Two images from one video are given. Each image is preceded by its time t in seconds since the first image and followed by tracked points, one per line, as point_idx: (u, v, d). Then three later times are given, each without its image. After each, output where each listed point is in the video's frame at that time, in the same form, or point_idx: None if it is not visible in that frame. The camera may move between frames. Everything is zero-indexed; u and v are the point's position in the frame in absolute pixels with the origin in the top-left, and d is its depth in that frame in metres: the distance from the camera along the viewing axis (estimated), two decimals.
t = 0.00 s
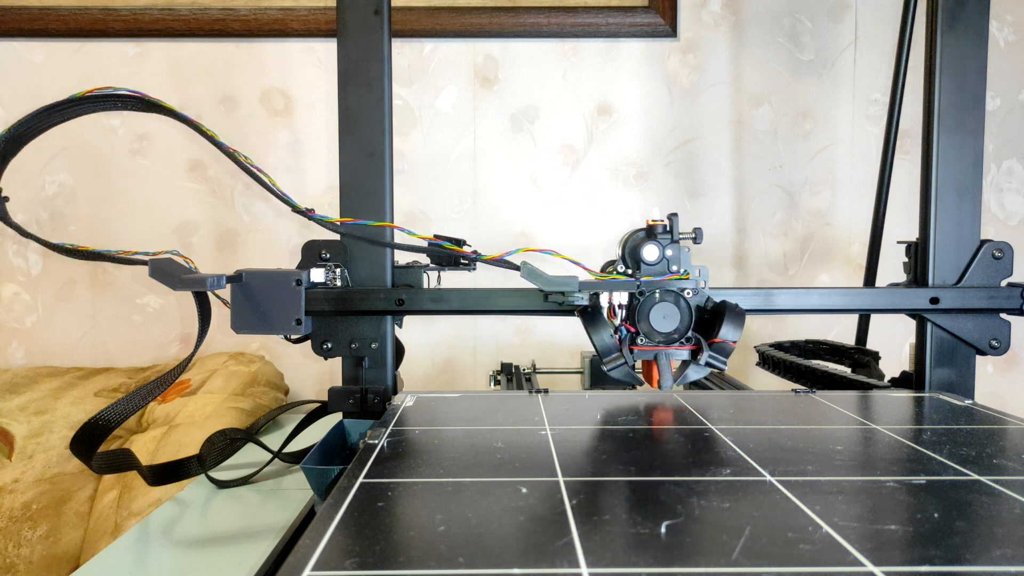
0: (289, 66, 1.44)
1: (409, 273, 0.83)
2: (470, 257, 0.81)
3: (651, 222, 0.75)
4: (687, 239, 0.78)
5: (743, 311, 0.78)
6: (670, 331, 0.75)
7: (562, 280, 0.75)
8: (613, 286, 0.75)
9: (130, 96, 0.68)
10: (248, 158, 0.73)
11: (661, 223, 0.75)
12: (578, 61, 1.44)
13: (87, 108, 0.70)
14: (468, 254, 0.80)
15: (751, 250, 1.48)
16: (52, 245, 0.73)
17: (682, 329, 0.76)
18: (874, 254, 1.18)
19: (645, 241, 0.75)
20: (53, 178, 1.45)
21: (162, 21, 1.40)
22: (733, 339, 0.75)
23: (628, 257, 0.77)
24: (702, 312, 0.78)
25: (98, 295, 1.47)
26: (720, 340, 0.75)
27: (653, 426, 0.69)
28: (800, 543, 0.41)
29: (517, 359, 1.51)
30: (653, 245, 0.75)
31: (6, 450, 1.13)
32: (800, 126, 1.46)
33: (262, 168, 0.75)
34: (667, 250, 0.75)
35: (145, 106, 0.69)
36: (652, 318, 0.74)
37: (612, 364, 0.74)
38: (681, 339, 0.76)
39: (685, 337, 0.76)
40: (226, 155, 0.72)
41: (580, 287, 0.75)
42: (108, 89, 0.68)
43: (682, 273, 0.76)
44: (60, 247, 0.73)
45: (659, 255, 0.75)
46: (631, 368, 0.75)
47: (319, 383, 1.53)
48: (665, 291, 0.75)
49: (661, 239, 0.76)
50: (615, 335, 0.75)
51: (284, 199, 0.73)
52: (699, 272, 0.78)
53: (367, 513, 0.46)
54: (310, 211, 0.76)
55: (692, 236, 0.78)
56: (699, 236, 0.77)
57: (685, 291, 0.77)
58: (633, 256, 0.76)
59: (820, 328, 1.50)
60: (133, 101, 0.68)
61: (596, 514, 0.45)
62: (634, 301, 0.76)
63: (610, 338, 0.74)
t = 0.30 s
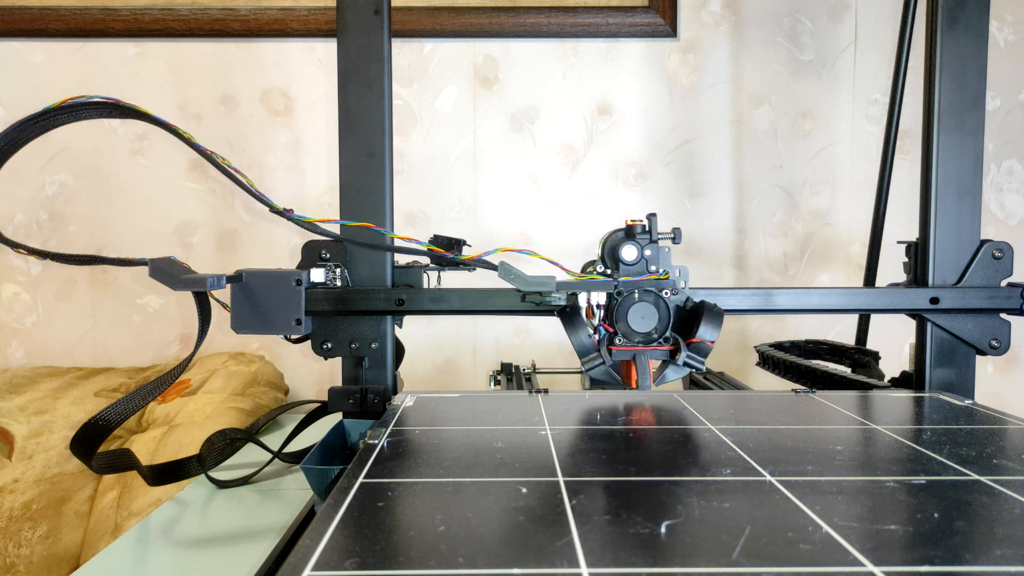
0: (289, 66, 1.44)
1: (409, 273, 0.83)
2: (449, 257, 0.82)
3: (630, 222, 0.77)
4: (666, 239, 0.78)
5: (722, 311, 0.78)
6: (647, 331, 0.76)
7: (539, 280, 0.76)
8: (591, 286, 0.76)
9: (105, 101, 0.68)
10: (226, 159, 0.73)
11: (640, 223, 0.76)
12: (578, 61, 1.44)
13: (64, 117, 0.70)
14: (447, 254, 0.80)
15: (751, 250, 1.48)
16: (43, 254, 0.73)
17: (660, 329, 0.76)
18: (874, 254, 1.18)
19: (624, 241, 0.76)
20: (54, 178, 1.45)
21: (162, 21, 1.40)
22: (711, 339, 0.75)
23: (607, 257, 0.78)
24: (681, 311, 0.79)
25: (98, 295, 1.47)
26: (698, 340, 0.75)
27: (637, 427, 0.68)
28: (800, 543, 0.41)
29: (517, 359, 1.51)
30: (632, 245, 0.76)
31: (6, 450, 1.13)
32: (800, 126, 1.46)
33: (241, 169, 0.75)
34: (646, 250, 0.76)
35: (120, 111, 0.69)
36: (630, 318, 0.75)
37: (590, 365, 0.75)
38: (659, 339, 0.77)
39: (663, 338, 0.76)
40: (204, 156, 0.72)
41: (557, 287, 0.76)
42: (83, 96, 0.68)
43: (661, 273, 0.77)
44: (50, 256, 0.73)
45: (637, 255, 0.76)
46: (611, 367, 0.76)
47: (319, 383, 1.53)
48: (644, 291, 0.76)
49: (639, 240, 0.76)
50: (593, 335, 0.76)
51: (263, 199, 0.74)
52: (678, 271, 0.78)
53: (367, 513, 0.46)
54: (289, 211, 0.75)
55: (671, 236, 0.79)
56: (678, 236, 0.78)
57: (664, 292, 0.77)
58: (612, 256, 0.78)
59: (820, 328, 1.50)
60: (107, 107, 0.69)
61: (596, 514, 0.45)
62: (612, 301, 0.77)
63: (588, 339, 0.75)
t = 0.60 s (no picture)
0: (289, 66, 1.44)
1: (409, 273, 0.83)
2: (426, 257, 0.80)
3: (609, 223, 0.78)
4: (646, 239, 0.79)
5: (701, 311, 0.79)
6: (626, 331, 0.77)
7: (518, 281, 0.77)
8: (568, 286, 0.77)
9: (75, 112, 0.67)
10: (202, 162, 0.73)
11: (619, 223, 0.77)
12: (578, 61, 1.44)
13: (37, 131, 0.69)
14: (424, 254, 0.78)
15: (751, 251, 1.48)
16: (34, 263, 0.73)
17: (638, 330, 0.77)
18: (874, 254, 1.18)
19: (603, 241, 0.77)
20: (54, 178, 1.45)
21: (162, 21, 1.40)
22: (688, 339, 0.76)
23: (587, 257, 0.79)
24: (659, 311, 0.79)
25: (98, 295, 1.48)
26: (676, 340, 0.76)
27: (616, 427, 0.69)
28: (800, 543, 0.41)
29: (517, 359, 1.51)
30: (610, 245, 0.76)
31: (6, 450, 1.13)
32: (800, 126, 1.45)
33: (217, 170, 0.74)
34: (625, 250, 0.77)
35: (93, 120, 0.69)
36: (608, 318, 0.76)
37: (569, 364, 0.77)
38: (638, 339, 0.77)
39: (642, 338, 0.77)
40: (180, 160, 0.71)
41: (535, 287, 0.77)
42: (54, 109, 0.66)
43: (640, 273, 0.78)
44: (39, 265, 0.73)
45: (615, 255, 0.77)
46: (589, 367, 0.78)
47: (318, 384, 1.53)
48: (622, 291, 0.76)
49: (618, 240, 0.77)
50: (572, 336, 0.78)
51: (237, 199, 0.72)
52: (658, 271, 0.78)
53: (367, 513, 0.46)
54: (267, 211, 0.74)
55: (651, 237, 0.79)
56: (658, 236, 0.78)
57: (643, 292, 0.77)
58: (590, 255, 0.78)
59: (820, 328, 1.50)
60: (80, 117, 0.68)
61: (596, 514, 0.45)
62: (590, 301, 0.77)
63: (566, 339, 0.77)
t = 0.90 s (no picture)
0: (289, 66, 1.44)
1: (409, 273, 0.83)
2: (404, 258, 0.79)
3: (588, 223, 0.78)
4: (625, 239, 0.79)
5: (679, 311, 0.79)
6: (604, 331, 0.77)
7: (495, 281, 0.76)
8: (546, 287, 0.77)
9: (42, 126, 0.63)
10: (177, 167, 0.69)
11: (598, 223, 0.77)
12: (579, 62, 1.44)
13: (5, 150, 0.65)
14: (401, 254, 0.77)
15: (751, 251, 1.48)
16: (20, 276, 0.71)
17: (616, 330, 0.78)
18: (874, 254, 1.18)
19: (582, 241, 0.78)
20: (54, 178, 1.45)
21: (162, 21, 1.40)
22: (666, 339, 0.76)
23: (566, 257, 0.80)
24: (639, 310, 0.80)
25: (98, 295, 1.48)
26: (654, 340, 0.77)
27: (598, 428, 0.68)
28: (800, 543, 0.41)
29: (517, 359, 1.51)
30: (589, 245, 0.77)
31: (6, 449, 1.13)
32: (800, 126, 1.46)
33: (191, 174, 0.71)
34: (603, 251, 0.78)
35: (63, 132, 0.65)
36: (586, 318, 0.77)
37: (547, 364, 0.77)
38: (616, 340, 0.78)
39: (619, 338, 0.78)
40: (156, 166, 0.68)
41: (512, 288, 0.76)
42: (22, 126, 0.63)
43: (619, 273, 0.78)
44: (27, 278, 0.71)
45: (594, 255, 0.78)
46: (568, 367, 0.78)
47: (318, 384, 1.53)
48: (601, 291, 0.77)
49: (597, 240, 0.78)
50: (550, 335, 0.78)
51: (212, 203, 0.69)
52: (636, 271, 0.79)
53: (367, 513, 0.46)
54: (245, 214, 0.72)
55: (630, 237, 0.79)
56: (637, 236, 0.78)
57: (620, 292, 0.78)
58: (570, 255, 0.79)
59: (820, 328, 1.50)
60: (49, 131, 0.64)
61: (596, 514, 0.45)
62: (569, 301, 0.78)
63: (545, 339, 0.77)
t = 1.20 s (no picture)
0: (289, 66, 1.44)
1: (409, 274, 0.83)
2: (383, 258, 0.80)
3: (567, 223, 0.78)
4: (604, 239, 0.79)
5: (658, 311, 0.79)
6: (583, 331, 0.76)
7: (474, 280, 0.76)
8: (523, 286, 0.78)
9: (17, 144, 0.64)
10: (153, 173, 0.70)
11: (577, 223, 0.77)
12: (578, 61, 1.44)
13: None
14: (379, 254, 0.78)
15: (751, 251, 1.48)
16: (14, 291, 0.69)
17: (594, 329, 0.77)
18: (874, 254, 1.18)
19: (561, 241, 0.77)
20: (54, 178, 1.45)
21: (162, 21, 1.40)
22: (645, 339, 0.75)
23: (545, 257, 0.79)
24: (618, 310, 0.79)
25: (98, 295, 1.48)
26: (632, 340, 0.76)
27: (578, 428, 0.68)
28: (800, 543, 0.41)
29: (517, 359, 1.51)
30: (568, 245, 0.77)
31: (6, 449, 1.13)
32: (800, 126, 1.46)
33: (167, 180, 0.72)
34: (582, 251, 0.78)
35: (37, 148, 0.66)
36: (564, 317, 0.75)
37: (525, 364, 0.75)
38: (595, 340, 0.77)
39: (598, 338, 0.77)
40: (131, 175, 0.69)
41: (489, 288, 0.77)
42: None
43: (597, 273, 0.78)
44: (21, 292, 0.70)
45: (573, 255, 0.77)
46: (546, 368, 0.76)
47: (318, 384, 1.53)
48: (580, 291, 0.76)
49: (576, 240, 0.77)
50: (529, 336, 0.77)
51: (189, 207, 0.70)
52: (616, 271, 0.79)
53: (367, 513, 0.46)
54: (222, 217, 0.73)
55: (610, 237, 0.79)
56: (616, 236, 0.78)
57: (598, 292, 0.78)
58: (549, 255, 0.78)
59: (820, 328, 1.50)
60: (24, 147, 0.65)
61: (596, 514, 0.45)
62: (547, 301, 0.77)
63: (522, 339, 0.76)
